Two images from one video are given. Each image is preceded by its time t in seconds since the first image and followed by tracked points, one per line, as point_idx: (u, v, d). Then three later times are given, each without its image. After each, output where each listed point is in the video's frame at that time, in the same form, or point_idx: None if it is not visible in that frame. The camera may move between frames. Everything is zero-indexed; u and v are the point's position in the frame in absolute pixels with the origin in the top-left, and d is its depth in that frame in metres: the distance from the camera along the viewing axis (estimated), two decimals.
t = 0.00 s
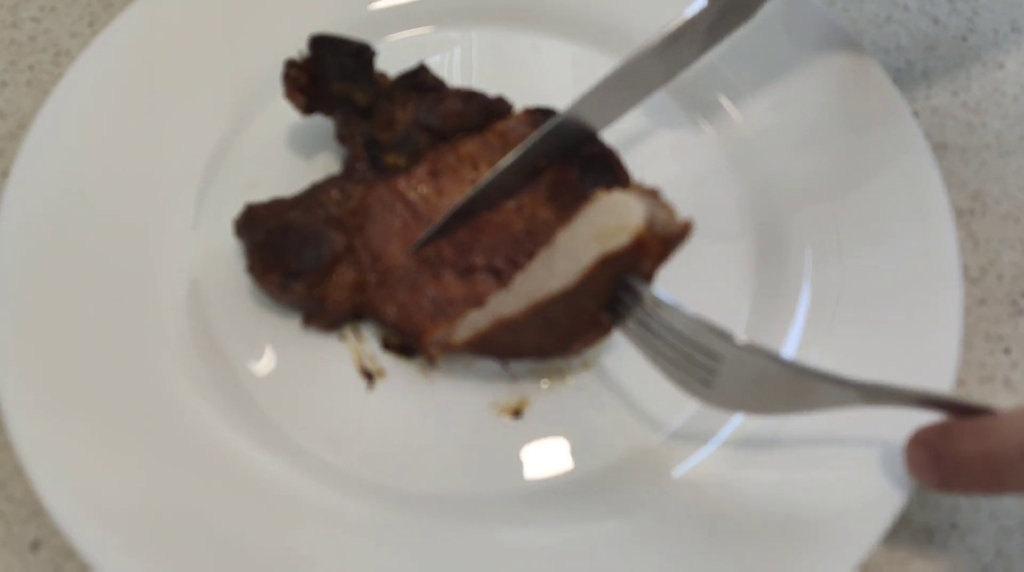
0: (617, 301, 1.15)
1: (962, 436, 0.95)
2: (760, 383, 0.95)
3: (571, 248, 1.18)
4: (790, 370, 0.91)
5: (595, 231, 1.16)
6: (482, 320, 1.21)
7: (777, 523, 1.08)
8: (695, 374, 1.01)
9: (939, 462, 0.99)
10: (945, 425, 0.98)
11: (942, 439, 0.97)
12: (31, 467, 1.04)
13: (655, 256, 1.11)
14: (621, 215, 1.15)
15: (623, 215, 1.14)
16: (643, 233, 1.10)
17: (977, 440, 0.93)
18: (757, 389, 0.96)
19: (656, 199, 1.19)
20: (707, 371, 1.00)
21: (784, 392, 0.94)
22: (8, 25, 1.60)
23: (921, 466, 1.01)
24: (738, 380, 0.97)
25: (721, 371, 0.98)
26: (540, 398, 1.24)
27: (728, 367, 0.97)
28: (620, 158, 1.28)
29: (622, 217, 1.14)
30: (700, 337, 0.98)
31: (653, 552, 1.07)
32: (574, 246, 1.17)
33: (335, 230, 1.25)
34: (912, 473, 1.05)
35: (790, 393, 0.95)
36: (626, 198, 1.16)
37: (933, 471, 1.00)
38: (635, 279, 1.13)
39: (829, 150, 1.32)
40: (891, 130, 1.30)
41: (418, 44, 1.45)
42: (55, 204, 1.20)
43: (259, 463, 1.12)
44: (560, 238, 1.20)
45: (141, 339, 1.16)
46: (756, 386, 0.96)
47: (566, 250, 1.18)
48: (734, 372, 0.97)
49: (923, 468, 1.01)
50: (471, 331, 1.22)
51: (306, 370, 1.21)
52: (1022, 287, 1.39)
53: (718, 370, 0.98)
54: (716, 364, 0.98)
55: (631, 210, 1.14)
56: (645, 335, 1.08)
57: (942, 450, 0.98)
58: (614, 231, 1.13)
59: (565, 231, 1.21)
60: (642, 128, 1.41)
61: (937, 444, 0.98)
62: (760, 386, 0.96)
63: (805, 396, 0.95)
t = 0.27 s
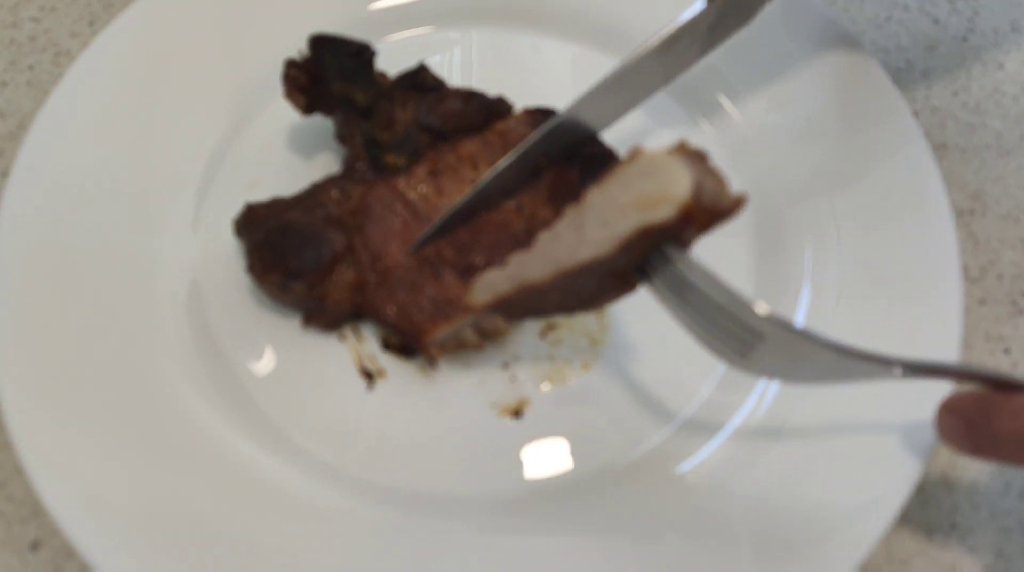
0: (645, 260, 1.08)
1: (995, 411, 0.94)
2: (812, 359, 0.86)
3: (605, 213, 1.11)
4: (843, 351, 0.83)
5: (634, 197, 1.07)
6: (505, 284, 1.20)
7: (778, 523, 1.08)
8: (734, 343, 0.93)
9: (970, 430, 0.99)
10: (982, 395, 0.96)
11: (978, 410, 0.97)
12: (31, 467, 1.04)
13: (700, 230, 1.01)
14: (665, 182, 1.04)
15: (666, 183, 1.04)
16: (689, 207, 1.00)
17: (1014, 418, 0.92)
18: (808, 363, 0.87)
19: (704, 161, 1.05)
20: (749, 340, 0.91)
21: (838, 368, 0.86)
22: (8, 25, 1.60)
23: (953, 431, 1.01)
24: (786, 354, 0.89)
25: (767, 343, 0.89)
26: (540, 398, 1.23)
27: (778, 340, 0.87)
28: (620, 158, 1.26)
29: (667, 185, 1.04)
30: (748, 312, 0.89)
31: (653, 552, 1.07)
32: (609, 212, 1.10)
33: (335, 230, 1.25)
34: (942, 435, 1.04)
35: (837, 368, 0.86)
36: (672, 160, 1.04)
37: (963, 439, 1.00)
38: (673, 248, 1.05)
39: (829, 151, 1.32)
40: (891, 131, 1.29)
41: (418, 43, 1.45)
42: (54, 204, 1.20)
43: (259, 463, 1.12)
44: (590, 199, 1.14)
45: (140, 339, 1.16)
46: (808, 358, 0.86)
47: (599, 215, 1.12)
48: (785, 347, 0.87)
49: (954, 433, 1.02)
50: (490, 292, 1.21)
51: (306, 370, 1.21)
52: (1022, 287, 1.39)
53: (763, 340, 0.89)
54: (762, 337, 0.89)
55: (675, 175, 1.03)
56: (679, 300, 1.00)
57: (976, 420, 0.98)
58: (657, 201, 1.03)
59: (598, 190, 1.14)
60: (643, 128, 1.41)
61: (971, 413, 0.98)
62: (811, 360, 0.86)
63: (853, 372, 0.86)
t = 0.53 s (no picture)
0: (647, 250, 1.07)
1: (990, 394, 0.97)
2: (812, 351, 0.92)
3: (609, 203, 1.08)
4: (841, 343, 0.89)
5: (638, 190, 1.05)
6: (508, 270, 1.19)
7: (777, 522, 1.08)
8: (734, 337, 0.96)
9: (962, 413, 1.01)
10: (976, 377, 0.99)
11: (972, 393, 0.99)
12: (31, 467, 1.04)
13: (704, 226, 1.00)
14: (671, 177, 1.02)
15: (672, 179, 1.01)
16: (694, 205, 0.97)
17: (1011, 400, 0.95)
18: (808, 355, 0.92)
19: (710, 155, 1.02)
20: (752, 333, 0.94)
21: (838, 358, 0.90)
22: (8, 25, 1.60)
23: (943, 414, 1.03)
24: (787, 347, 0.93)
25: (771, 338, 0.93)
26: (540, 398, 1.23)
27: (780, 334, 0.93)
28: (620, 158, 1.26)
29: (672, 181, 1.01)
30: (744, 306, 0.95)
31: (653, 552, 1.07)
32: (613, 203, 1.08)
33: (336, 230, 1.25)
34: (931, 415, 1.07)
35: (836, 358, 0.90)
36: (677, 155, 1.02)
37: (953, 421, 1.02)
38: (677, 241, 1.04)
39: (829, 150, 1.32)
40: (891, 131, 1.29)
41: (418, 44, 1.45)
42: (54, 204, 1.20)
43: (259, 463, 1.12)
44: (596, 187, 1.11)
45: (141, 339, 1.16)
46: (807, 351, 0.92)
47: (604, 204, 1.09)
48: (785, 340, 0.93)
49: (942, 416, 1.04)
50: (495, 280, 1.21)
51: (307, 370, 1.21)
52: (1022, 288, 1.39)
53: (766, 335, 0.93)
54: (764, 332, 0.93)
55: (681, 170, 1.00)
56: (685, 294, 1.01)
57: (969, 403, 1.00)
58: (661, 197, 1.01)
59: (603, 180, 1.11)
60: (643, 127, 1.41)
61: (963, 397, 1.00)
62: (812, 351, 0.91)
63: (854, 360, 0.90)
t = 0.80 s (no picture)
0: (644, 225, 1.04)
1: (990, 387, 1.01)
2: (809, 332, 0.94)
3: (614, 175, 1.05)
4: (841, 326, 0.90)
5: (644, 162, 1.02)
6: (515, 241, 1.15)
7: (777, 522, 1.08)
8: (734, 313, 0.96)
9: (958, 406, 1.03)
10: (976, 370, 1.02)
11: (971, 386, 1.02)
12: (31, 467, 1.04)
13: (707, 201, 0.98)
14: (677, 150, 0.99)
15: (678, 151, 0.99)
16: (699, 179, 0.95)
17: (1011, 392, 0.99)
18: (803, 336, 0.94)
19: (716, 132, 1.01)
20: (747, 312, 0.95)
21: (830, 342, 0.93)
22: (8, 25, 1.60)
23: (939, 407, 1.06)
24: (782, 325, 0.94)
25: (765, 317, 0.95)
26: (540, 398, 1.24)
27: (776, 314, 0.94)
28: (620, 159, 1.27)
29: (679, 153, 0.98)
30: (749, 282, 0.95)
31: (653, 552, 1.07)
32: (618, 175, 1.05)
33: (336, 230, 1.24)
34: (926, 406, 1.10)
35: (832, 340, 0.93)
36: (685, 129, 1.00)
37: (947, 413, 1.05)
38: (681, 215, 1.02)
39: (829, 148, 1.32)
40: (891, 132, 1.30)
41: (418, 44, 1.45)
42: (55, 203, 1.20)
43: (259, 463, 1.12)
44: (602, 160, 1.08)
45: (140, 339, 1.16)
46: (802, 330, 0.94)
47: (608, 177, 1.06)
48: (781, 320, 0.94)
49: (939, 409, 1.06)
50: (500, 250, 1.18)
51: (306, 370, 1.22)
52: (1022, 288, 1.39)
53: (761, 313, 0.94)
54: (761, 311, 0.94)
55: (686, 143, 0.98)
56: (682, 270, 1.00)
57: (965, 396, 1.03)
58: (667, 169, 0.99)
59: (609, 152, 1.08)
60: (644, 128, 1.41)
61: (963, 390, 1.03)
62: (806, 331, 0.93)
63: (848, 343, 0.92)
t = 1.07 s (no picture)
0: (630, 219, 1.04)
1: (987, 392, 0.86)
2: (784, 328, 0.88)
3: (590, 164, 1.06)
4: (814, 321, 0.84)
5: (621, 150, 1.02)
6: (486, 234, 1.17)
7: (776, 521, 1.08)
8: (712, 308, 0.94)
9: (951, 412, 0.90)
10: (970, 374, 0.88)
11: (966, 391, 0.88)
12: (32, 467, 1.04)
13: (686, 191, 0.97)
14: (654, 138, 0.99)
15: (655, 139, 0.99)
16: (677, 168, 0.95)
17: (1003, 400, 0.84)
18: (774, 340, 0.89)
19: (695, 117, 1.00)
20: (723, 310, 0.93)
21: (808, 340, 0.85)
22: (8, 25, 1.60)
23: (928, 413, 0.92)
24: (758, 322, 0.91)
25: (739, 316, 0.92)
26: (541, 398, 1.24)
27: (749, 312, 0.91)
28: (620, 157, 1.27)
29: (655, 141, 0.99)
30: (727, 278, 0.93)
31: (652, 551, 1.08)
32: (594, 166, 1.05)
33: (336, 230, 1.24)
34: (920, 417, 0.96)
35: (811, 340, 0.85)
36: (660, 115, 1.00)
37: (938, 417, 0.91)
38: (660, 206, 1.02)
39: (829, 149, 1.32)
40: (891, 133, 1.30)
41: (418, 44, 1.45)
42: (55, 204, 1.20)
43: (258, 463, 1.11)
44: (576, 149, 1.09)
45: (140, 339, 1.16)
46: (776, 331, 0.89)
47: (583, 166, 1.07)
48: (757, 318, 0.91)
49: (928, 415, 0.93)
50: (471, 244, 1.20)
51: (307, 370, 1.22)
52: (1022, 288, 1.39)
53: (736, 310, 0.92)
54: (739, 308, 0.92)
55: (665, 133, 0.98)
56: (664, 268, 0.99)
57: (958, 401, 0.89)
58: (644, 157, 0.99)
59: (585, 142, 1.09)
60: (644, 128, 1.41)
61: (956, 394, 0.89)
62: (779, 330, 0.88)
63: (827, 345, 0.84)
